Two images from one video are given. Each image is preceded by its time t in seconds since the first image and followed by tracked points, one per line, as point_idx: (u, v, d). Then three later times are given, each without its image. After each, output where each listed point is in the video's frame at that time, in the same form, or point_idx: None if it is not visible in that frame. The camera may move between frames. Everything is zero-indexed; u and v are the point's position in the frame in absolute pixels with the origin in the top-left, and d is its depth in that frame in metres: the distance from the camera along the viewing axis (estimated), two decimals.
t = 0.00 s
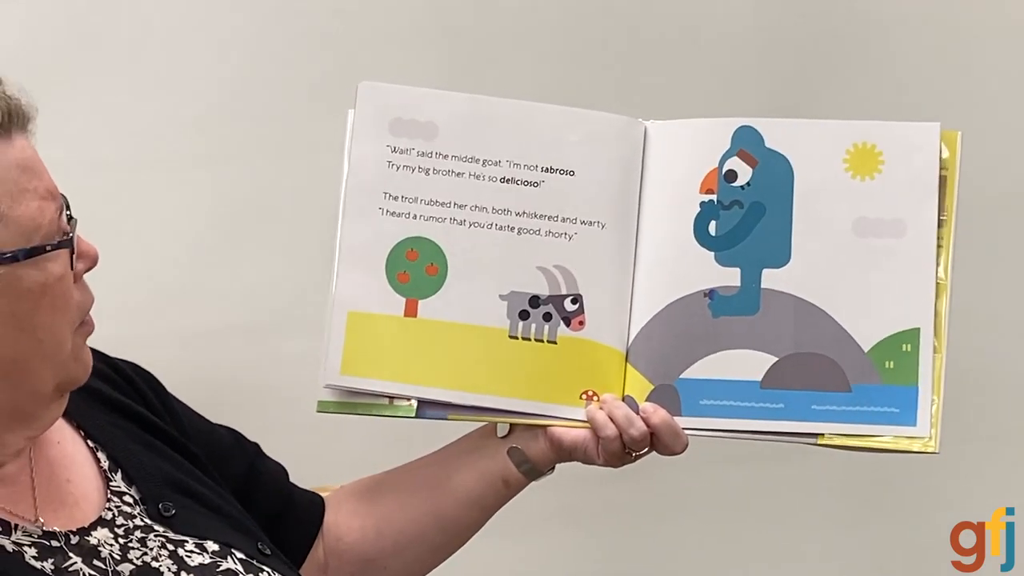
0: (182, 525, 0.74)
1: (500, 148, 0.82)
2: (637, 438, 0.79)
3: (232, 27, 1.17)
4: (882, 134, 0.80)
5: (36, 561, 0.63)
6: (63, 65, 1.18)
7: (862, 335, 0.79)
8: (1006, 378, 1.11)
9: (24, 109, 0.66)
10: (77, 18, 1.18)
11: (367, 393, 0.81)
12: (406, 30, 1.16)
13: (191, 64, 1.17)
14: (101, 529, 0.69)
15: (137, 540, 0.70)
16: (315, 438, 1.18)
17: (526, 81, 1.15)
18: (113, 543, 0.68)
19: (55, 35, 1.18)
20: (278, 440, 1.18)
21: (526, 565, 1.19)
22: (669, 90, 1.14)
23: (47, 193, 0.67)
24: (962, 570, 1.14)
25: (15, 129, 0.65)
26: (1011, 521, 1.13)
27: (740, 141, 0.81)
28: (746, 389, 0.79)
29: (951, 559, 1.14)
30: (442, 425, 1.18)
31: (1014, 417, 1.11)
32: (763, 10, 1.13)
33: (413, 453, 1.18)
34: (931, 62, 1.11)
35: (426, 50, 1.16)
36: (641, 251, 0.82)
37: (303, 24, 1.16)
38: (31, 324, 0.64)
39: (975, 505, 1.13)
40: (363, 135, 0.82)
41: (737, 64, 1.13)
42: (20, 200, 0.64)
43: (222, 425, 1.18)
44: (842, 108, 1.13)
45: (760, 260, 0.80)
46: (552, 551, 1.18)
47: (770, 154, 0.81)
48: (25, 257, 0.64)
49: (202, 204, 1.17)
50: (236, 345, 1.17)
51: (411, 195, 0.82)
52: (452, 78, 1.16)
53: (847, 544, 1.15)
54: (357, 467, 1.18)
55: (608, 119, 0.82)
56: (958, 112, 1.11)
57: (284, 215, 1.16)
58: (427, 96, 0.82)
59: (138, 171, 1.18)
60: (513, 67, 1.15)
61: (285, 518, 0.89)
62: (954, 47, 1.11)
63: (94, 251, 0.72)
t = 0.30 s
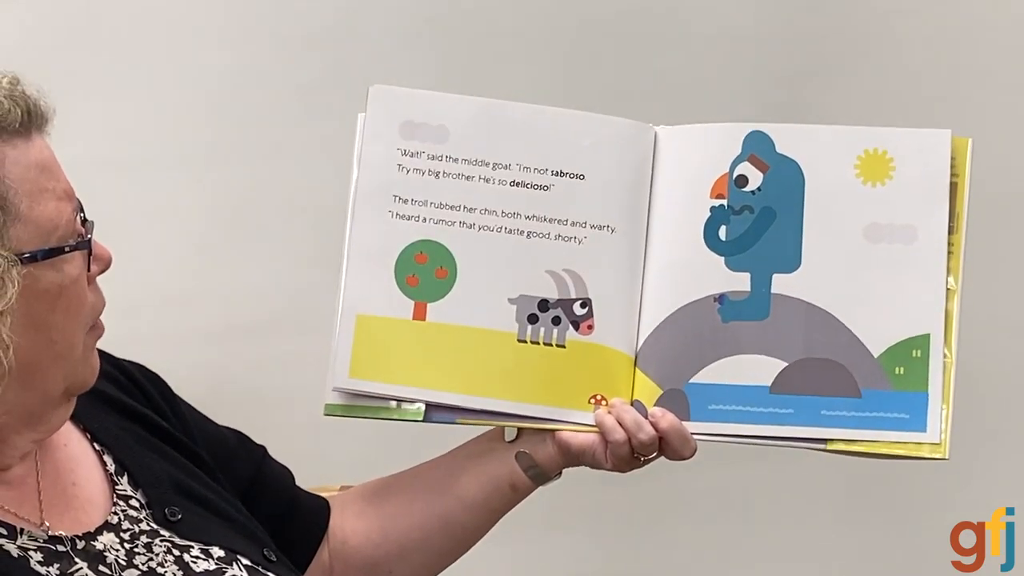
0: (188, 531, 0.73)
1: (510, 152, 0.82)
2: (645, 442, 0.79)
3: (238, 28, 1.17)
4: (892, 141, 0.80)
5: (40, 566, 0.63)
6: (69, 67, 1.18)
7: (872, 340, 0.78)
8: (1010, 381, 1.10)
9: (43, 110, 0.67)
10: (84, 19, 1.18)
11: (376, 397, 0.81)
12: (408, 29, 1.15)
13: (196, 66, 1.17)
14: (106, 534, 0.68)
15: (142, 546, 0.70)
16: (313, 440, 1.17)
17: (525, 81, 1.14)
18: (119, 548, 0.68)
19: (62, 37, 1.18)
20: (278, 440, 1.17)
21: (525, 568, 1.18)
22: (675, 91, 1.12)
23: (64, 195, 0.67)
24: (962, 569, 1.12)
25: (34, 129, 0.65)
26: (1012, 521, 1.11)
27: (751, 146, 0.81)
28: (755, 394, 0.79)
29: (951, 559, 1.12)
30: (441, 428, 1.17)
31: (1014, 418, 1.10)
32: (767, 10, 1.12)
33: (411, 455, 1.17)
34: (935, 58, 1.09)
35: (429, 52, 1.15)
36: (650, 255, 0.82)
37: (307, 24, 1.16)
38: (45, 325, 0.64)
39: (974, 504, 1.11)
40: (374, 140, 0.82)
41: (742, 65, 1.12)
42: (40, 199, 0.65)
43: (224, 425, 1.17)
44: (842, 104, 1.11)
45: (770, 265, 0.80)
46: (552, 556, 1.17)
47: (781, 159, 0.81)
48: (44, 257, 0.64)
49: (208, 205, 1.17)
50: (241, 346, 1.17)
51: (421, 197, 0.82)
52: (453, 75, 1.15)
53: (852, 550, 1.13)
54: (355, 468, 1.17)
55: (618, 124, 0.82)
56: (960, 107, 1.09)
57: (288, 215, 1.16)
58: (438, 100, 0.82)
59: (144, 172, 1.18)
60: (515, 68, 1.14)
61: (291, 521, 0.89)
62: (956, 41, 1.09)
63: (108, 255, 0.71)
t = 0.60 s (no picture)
0: (187, 532, 0.74)
1: (507, 154, 0.82)
2: (644, 445, 0.79)
3: (237, 29, 1.17)
4: (890, 141, 0.80)
5: (38, 567, 0.63)
6: (67, 68, 1.18)
7: (871, 342, 0.78)
8: (1010, 381, 1.10)
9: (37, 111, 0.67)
10: (81, 19, 1.18)
11: (375, 399, 0.81)
12: (406, 29, 1.15)
13: (195, 66, 1.17)
14: (104, 535, 0.69)
15: (141, 547, 0.70)
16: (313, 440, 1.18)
17: (524, 82, 1.14)
18: (117, 549, 0.69)
19: (58, 37, 1.18)
20: (277, 440, 1.17)
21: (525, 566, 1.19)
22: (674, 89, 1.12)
23: (60, 197, 0.67)
24: (962, 570, 1.13)
25: (29, 131, 0.65)
26: (1011, 521, 1.11)
27: (749, 148, 0.81)
28: (754, 396, 0.79)
29: (951, 559, 1.12)
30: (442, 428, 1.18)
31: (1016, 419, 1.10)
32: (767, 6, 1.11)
33: (412, 456, 1.17)
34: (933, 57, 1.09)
35: (428, 52, 1.15)
36: (649, 257, 0.82)
37: (305, 24, 1.16)
38: (42, 327, 0.65)
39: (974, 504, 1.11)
40: (371, 142, 0.82)
41: (741, 62, 1.11)
42: (35, 202, 0.65)
43: (223, 425, 1.17)
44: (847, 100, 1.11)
45: (768, 267, 0.80)
46: (553, 555, 1.18)
47: (779, 160, 0.81)
48: (40, 259, 0.64)
49: (208, 205, 1.17)
50: (242, 347, 1.17)
51: (418, 200, 0.82)
52: (452, 75, 1.15)
53: (853, 547, 1.13)
54: (355, 468, 1.18)
55: (616, 126, 0.82)
56: (960, 107, 1.09)
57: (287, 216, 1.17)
58: (435, 102, 0.82)
59: (143, 173, 1.18)
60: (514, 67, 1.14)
61: (292, 522, 0.89)
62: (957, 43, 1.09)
63: (106, 254, 0.72)
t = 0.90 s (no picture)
0: (189, 530, 0.74)
1: (504, 150, 0.82)
2: (642, 441, 0.79)
3: (237, 27, 1.16)
4: (887, 134, 0.79)
5: (39, 564, 0.64)
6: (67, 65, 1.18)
7: (869, 337, 0.78)
8: (1012, 379, 1.10)
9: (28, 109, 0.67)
10: (83, 17, 1.18)
11: (375, 397, 0.81)
12: (405, 28, 1.15)
13: (196, 64, 1.17)
14: (105, 534, 0.69)
15: (141, 546, 0.70)
16: (315, 439, 1.18)
17: (522, 80, 1.14)
18: (117, 548, 0.69)
19: (59, 35, 1.18)
20: (279, 439, 1.18)
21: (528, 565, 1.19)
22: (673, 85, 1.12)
23: (53, 195, 0.67)
24: (962, 570, 1.13)
25: (19, 129, 0.65)
26: (1011, 521, 1.11)
27: (745, 142, 0.80)
28: (753, 391, 0.79)
29: (951, 559, 1.12)
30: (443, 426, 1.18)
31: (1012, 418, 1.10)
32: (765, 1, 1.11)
33: (413, 455, 1.17)
34: (934, 53, 1.09)
35: (427, 51, 1.15)
36: (647, 253, 0.82)
37: (305, 24, 1.16)
38: (37, 325, 0.65)
39: (971, 504, 1.11)
40: (368, 140, 0.82)
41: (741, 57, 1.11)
42: (27, 202, 0.65)
43: (225, 424, 1.17)
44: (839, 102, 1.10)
45: (765, 261, 0.80)
46: (556, 552, 1.18)
47: (776, 154, 0.80)
48: (32, 257, 0.64)
49: (208, 203, 1.17)
50: (242, 345, 1.17)
51: (415, 198, 0.82)
52: (450, 74, 1.15)
53: (853, 542, 1.13)
54: (357, 467, 1.18)
55: (613, 121, 0.82)
56: (961, 103, 1.09)
57: (286, 216, 1.17)
58: (432, 99, 0.82)
59: (144, 171, 1.18)
60: (513, 65, 1.14)
61: (296, 520, 0.89)
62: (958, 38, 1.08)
63: (102, 250, 0.72)
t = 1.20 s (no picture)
0: (189, 530, 0.75)
1: (499, 146, 0.82)
2: (640, 435, 0.79)
3: (236, 28, 1.17)
4: (881, 124, 0.79)
5: (33, 563, 0.64)
6: (67, 63, 1.18)
7: (866, 328, 0.78)
8: (1012, 378, 1.12)
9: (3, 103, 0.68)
10: (83, 15, 1.18)
11: (374, 395, 0.81)
12: (406, 32, 1.16)
13: (196, 63, 1.17)
14: (103, 535, 0.69)
15: (140, 547, 0.70)
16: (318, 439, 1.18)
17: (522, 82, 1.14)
18: (115, 549, 0.69)
19: (58, 32, 1.18)
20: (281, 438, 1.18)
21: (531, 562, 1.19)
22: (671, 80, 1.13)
23: (38, 187, 0.67)
24: (962, 570, 1.15)
25: None
26: (1011, 521, 1.14)
27: (739, 134, 0.80)
28: (751, 384, 0.79)
29: (951, 559, 1.15)
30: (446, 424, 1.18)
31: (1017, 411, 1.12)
32: None
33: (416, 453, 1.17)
34: (932, 56, 1.11)
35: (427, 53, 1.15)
36: (643, 247, 0.82)
37: (305, 26, 1.16)
38: (29, 319, 0.65)
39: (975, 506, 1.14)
40: (363, 137, 0.82)
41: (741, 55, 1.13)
42: (10, 195, 0.65)
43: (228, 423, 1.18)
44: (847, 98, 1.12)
45: (761, 254, 0.80)
46: (559, 547, 1.18)
47: (771, 146, 0.80)
48: (19, 250, 0.64)
49: (207, 204, 1.17)
50: (243, 346, 1.17)
51: (411, 195, 0.82)
52: (451, 79, 1.15)
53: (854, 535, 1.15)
54: (360, 466, 1.18)
55: (607, 115, 0.82)
56: (961, 107, 1.11)
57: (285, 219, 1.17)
58: (426, 96, 0.82)
59: (143, 170, 1.18)
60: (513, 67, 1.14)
61: (301, 520, 0.90)
62: (954, 46, 1.11)
63: (93, 241, 0.72)
